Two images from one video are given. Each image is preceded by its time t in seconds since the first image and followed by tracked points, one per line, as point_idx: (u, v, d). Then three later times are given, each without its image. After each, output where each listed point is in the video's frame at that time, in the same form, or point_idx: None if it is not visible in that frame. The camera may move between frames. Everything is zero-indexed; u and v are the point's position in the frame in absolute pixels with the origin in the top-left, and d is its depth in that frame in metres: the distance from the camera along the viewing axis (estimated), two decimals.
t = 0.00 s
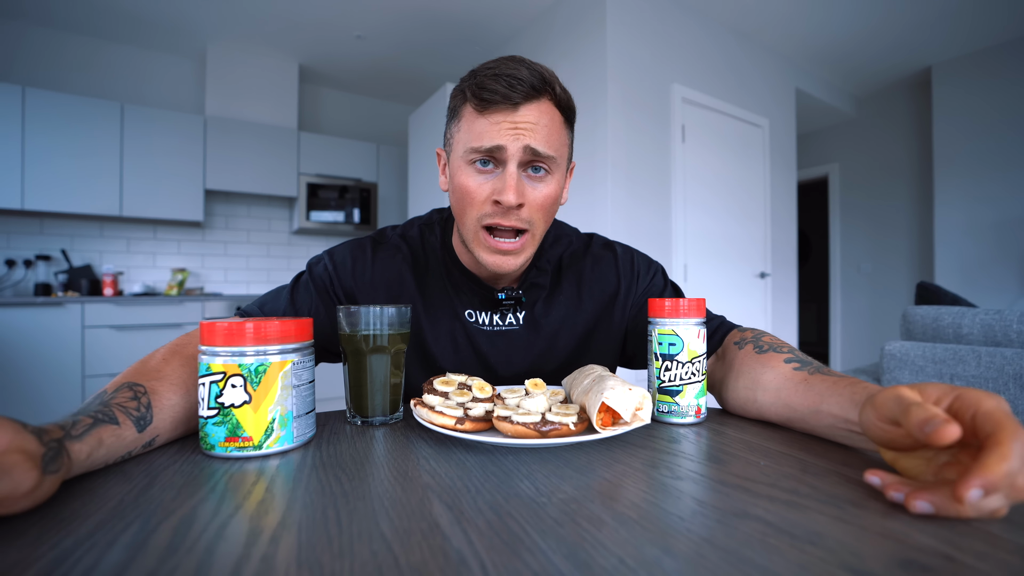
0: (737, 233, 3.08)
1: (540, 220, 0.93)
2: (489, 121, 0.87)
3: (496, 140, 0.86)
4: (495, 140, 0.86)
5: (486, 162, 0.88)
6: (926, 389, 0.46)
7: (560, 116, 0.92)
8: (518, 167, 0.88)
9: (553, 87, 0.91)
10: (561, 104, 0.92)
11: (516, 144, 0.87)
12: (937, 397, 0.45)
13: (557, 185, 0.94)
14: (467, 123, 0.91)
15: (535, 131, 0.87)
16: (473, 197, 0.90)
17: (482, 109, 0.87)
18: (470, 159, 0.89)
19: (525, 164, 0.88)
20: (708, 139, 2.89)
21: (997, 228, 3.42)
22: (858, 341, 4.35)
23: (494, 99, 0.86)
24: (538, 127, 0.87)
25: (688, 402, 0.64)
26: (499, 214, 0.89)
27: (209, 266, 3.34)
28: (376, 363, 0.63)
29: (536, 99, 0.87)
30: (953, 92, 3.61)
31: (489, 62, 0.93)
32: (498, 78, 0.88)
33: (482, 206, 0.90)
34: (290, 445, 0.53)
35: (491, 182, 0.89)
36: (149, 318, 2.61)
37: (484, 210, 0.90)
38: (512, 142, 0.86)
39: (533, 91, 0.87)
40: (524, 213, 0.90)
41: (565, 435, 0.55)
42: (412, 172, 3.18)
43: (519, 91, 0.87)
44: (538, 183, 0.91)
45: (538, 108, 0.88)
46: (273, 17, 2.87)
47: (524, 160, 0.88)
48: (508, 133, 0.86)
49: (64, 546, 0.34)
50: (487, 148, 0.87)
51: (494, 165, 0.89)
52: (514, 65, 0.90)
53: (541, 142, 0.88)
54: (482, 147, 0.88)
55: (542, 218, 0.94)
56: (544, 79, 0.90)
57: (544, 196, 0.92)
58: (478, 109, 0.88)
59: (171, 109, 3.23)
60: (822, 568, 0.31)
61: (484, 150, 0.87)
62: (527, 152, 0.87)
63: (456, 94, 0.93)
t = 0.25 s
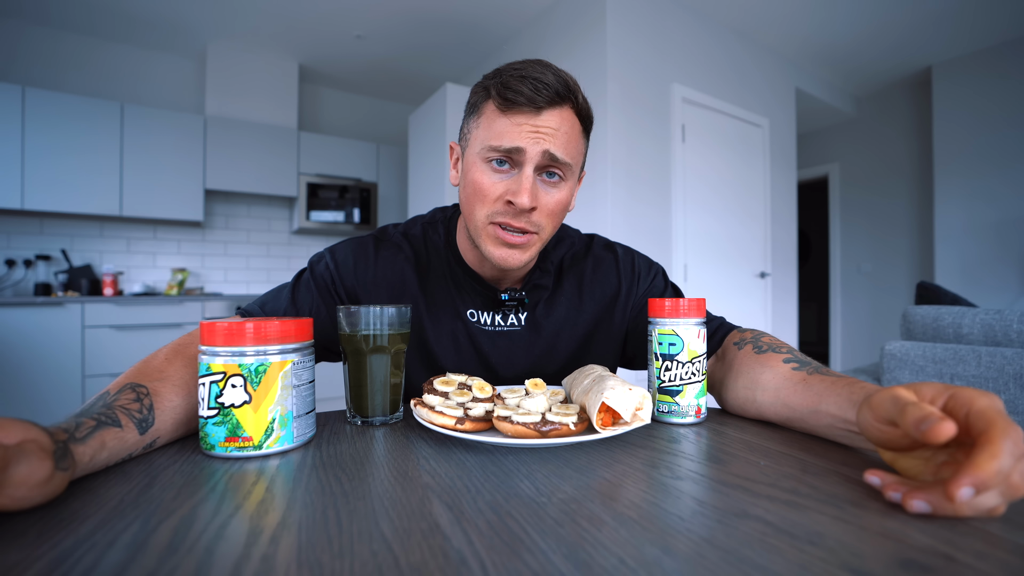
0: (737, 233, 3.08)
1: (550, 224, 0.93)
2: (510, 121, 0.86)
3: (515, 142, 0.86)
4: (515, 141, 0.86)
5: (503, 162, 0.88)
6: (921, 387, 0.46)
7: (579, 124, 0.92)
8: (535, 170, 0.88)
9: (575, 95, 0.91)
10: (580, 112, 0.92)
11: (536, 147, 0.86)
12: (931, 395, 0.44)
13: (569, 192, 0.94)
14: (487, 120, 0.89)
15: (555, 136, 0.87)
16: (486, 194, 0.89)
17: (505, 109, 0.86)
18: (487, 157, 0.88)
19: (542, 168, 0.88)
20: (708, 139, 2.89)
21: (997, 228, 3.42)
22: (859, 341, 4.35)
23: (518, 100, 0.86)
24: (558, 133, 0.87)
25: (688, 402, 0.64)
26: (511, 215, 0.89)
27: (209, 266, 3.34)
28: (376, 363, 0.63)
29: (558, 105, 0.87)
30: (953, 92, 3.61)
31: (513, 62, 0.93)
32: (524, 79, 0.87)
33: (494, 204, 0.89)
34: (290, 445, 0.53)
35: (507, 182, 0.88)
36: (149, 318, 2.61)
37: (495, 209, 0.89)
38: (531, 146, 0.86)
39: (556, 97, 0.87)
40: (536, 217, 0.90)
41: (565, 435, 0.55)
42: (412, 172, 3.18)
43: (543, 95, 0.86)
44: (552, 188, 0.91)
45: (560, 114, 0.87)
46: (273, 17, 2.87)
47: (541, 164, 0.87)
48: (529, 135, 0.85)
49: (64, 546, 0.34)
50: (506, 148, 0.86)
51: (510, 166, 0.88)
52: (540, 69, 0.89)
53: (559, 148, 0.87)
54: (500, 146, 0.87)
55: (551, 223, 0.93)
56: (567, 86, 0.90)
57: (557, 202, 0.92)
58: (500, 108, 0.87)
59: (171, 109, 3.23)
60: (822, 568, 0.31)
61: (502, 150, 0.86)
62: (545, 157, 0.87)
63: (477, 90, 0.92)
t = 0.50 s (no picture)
0: (737, 233, 3.08)
1: (551, 224, 0.93)
2: (504, 125, 0.85)
3: (511, 146, 0.85)
4: (510, 145, 0.85)
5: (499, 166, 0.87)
6: (918, 387, 0.46)
7: (575, 120, 0.91)
8: (533, 172, 0.87)
9: (569, 91, 0.89)
10: (576, 109, 0.91)
11: (531, 150, 0.85)
12: (929, 395, 0.44)
13: (568, 189, 0.94)
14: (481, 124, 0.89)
15: (551, 137, 0.86)
16: (484, 199, 0.89)
17: (499, 112, 0.85)
18: (484, 162, 0.87)
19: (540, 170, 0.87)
20: (708, 139, 2.89)
21: (997, 228, 3.42)
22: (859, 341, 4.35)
23: (511, 103, 0.85)
24: (554, 134, 0.86)
25: (688, 402, 0.64)
26: (511, 218, 0.89)
27: (209, 266, 3.35)
28: (376, 363, 0.63)
29: (553, 105, 0.86)
30: (953, 91, 3.61)
31: (505, 61, 0.91)
32: (516, 80, 0.86)
33: (493, 208, 0.89)
34: (290, 445, 0.53)
35: (504, 186, 0.88)
36: (149, 318, 2.61)
37: (495, 213, 0.89)
38: (527, 149, 0.85)
39: (550, 96, 0.85)
40: (536, 219, 0.90)
41: (565, 436, 0.55)
42: (412, 172, 3.18)
43: (536, 95, 0.85)
44: (551, 188, 0.90)
45: (555, 114, 0.86)
46: (273, 17, 2.87)
47: (538, 166, 0.87)
48: (524, 138, 0.84)
49: (64, 546, 0.34)
50: (502, 152, 0.86)
51: (507, 170, 0.87)
52: (532, 67, 0.87)
53: (556, 148, 0.86)
54: (496, 151, 0.86)
55: (552, 223, 0.93)
56: (560, 83, 0.88)
57: (556, 201, 0.92)
58: (494, 112, 0.86)
59: (171, 109, 3.23)
60: (822, 568, 0.31)
61: (498, 155, 0.86)
62: (542, 159, 0.86)
63: (470, 93, 0.91)
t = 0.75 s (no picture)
0: (737, 233, 3.08)
1: (527, 219, 0.92)
2: (473, 120, 0.86)
3: (478, 141, 0.86)
4: (479, 140, 0.86)
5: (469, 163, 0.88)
6: (906, 384, 0.46)
7: (549, 114, 0.90)
8: (502, 166, 0.87)
9: (542, 85, 0.89)
10: (551, 101, 0.90)
11: (499, 145, 0.85)
12: (917, 392, 0.45)
13: (546, 184, 0.93)
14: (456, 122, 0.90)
15: (519, 130, 0.86)
16: (459, 195, 0.90)
17: (470, 109, 0.86)
18: (455, 159, 0.88)
19: (510, 164, 0.87)
20: (708, 140, 2.89)
21: (997, 228, 3.42)
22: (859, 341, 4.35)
23: (479, 98, 0.85)
24: (523, 127, 0.86)
25: (688, 402, 0.64)
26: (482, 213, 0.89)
27: (209, 266, 3.35)
28: (376, 362, 0.63)
29: (521, 98, 0.86)
30: (953, 91, 3.60)
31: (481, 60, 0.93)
32: (486, 76, 0.87)
33: (466, 205, 0.90)
34: (290, 445, 0.53)
35: (474, 181, 0.88)
36: (149, 318, 2.61)
37: (467, 209, 0.90)
38: (495, 143, 0.85)
39: (518, 90, 0.86)
40: (509, 213, 0.89)
41: (565, 436, 0.55)
42: (412, 172, 3.18)
43: (505, 89, 0.85)
44: (524, 183, 0.90)
45: (523, 107, 0.86)
46: (272, 17, 2.86)
47: (508, 160, 0.87)
48: (491, 132, 0.85)
49: (64, 546, 0.34)
50: (471, 147, 0.87)
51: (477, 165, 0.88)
52: (503, 63, 0.88)
53: (525, 142, 0.86)
54: (466, 147, 0.87)
55: (529, 218, 0.92)
56: (532, 77, 0.88)
57: (531, 195, 0.91)
58: (465, 108, 0.87)
59: (170, 109, 3.23)
60: (822, 568, 0.31)
61: (468, 151, 0.87)
62: (511, 152, 0.86)
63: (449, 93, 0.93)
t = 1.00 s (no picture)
0: (737, 233, 3.08)
1: (488, 209, 0.92)
2: (428, 111, 0.87)
3: (433, 132, 0.86)
4: (434, 131, 0.86)
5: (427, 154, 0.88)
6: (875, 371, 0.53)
7: (503, 102, 0.91)
8: (459, 156, 0.87)
9: (496, 75, 0.90)
10: (505, 91, 0.91)
11: (454, 134, 0.86)
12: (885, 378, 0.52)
13: (505, 173, 0.93)
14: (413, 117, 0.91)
15: (474, 119, 0.86)
16: (417, 188, 0.90)
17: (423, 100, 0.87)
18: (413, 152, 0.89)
19: (467, 153, 0.87)
20: (708, 140, 2.89)
21: (997, 228, 3.42)
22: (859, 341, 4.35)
23: (431, 90, 0.86)
24: (476, 116, 0.87)
25: (688, 402, 0.64)
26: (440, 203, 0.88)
27: (209, 266, 3.35)
28: (375, 363, 0.63)
29: (474, 87, 0.87)
30: (953, 91, 3.61)
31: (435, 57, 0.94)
32: (438, 68, 0.88)
33: (425, 198, 0.89)
34: (290, 445, 0.53)
35: (432, 172, 0.88)
36: (149, 318, 2.61)
37: (426, 202, 0.89)
38: (448, 133, 0.86)
39: (471, 79, 0.87)
40: (468, 202, 0.89)
41: (565, 436, 0.55)
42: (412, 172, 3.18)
43: (457, 80, 0.86)
44: (483, 171, 0.90)
45: (477, 96, 0.87)
46: (273, 17, 2.86)
47: (463, 149, 0.87)
48: (445, 121, 0.86)
49: (64, 546, 0.34)
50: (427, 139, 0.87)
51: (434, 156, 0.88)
52: (456, 56, 0.89)
53: (479, 130, 0.87)
54: (422, 139, 0.87)
55: (490, 207, 0.92)
56: (485, 67, 0.89)
57: (490, 184, 0.91)
58: (419, 102, 0.88)
59: (170, 109, 3.24)
60: (822, 568, 0.31)
61: (423, 142, 0.87)
62: (467, 141, 0.86)
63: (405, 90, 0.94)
